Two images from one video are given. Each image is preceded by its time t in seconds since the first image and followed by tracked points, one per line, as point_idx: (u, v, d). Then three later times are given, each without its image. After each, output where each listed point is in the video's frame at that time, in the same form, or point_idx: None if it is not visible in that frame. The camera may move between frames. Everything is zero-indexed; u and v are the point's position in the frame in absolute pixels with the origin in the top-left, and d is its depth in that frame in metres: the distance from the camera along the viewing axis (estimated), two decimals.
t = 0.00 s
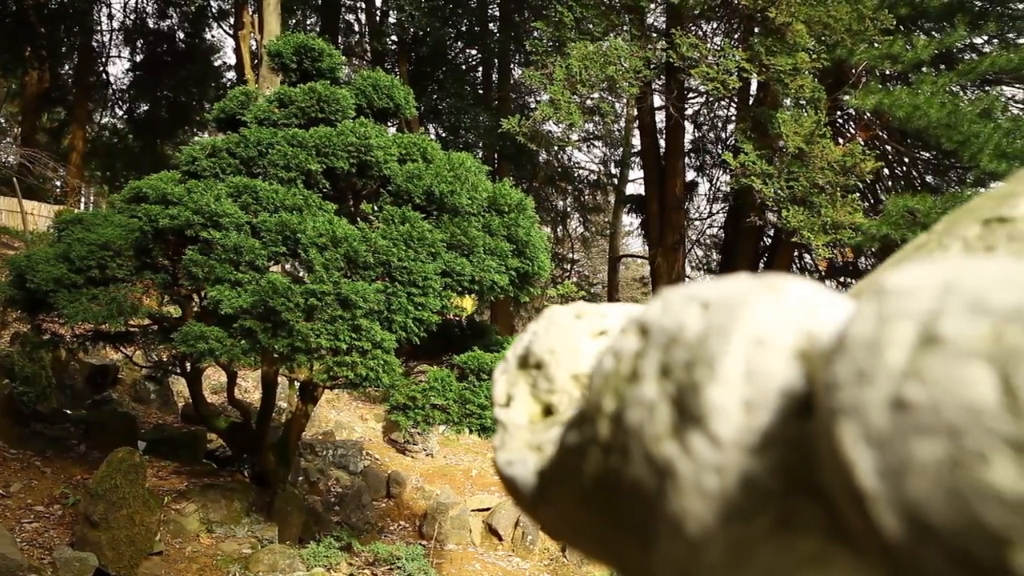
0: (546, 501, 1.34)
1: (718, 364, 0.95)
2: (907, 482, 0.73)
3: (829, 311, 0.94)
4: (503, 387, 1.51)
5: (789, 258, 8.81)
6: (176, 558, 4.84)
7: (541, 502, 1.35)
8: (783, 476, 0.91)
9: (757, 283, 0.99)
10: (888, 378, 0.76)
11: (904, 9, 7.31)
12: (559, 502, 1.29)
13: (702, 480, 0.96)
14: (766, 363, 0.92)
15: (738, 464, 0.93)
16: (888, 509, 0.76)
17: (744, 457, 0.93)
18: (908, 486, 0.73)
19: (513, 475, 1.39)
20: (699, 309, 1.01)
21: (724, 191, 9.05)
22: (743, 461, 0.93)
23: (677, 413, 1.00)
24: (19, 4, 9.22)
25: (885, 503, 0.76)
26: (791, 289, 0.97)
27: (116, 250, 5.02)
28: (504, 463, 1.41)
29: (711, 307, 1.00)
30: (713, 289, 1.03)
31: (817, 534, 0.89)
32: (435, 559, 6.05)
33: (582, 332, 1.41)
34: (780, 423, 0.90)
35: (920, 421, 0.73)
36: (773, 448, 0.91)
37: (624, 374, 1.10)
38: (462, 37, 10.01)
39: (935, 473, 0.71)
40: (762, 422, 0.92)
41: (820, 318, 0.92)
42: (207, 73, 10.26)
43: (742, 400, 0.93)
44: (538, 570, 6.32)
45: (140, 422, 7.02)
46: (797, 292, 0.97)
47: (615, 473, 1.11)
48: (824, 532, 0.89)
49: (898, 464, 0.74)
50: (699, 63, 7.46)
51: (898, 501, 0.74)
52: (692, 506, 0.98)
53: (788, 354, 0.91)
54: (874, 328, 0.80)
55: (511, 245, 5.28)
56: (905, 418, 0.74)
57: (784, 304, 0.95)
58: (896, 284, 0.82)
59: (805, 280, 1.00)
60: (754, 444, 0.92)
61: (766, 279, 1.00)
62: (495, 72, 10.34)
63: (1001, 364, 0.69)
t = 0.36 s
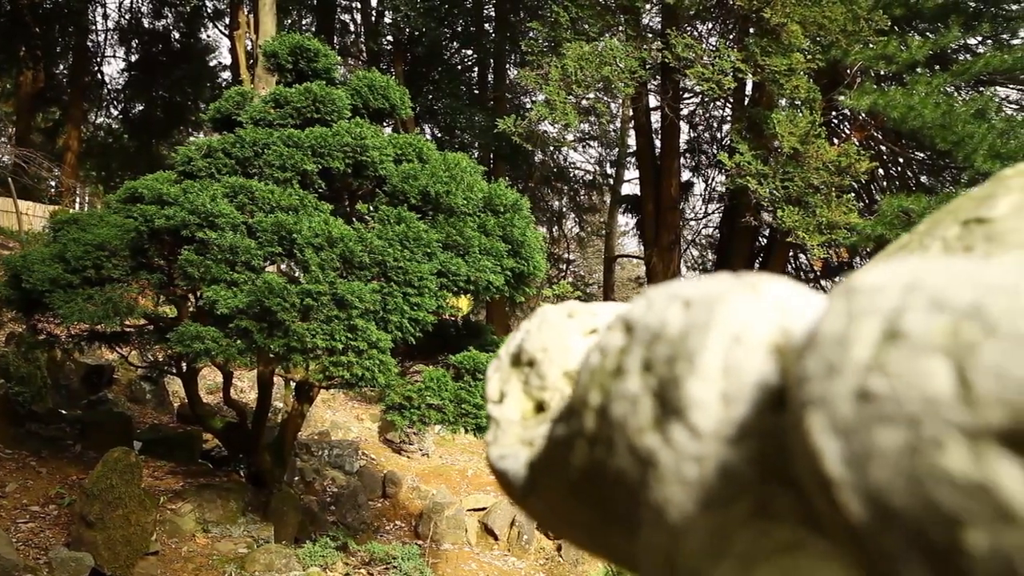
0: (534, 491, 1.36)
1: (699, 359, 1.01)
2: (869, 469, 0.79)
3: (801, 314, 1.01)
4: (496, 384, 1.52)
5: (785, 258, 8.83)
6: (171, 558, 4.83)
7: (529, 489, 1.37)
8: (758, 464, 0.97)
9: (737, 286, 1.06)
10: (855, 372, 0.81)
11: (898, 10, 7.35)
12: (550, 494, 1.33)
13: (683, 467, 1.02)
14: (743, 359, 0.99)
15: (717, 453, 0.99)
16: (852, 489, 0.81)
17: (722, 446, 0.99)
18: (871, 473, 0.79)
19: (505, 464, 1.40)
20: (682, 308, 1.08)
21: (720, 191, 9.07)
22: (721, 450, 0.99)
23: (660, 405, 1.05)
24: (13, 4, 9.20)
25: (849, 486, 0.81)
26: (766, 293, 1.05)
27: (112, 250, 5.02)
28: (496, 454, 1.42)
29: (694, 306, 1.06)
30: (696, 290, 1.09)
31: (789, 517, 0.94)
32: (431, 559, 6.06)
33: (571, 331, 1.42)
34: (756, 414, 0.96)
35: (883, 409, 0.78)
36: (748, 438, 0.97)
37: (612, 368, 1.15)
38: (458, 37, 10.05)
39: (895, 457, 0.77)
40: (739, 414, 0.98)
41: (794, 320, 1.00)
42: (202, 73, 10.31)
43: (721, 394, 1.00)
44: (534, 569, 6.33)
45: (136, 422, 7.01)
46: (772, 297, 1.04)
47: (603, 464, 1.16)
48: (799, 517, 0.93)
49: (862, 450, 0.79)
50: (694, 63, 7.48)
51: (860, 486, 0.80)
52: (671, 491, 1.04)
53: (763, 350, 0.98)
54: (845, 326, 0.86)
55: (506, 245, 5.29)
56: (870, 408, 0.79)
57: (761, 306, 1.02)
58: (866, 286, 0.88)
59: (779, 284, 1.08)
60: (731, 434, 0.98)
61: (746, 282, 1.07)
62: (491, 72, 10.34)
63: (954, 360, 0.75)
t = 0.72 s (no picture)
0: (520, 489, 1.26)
1: (675, 353, 0.93)
2: (831, 457, 0.75)
3: (779, 307, 0.93)
4: (487, 381, 1.42)
5: (778, 258, 8.88)
6: (166, 558, 4.84)
7: (515, 486, 1.26)
8: (737, 454, 0.89)
9: (713, 280, 0.98)
10: (817, 364, 0.77)
11: (891, 11, 7.38)
12: (533, 489, 1.21)
13: (659, 461, 0.94)
14: (717, 353, 0.90)
15: (693, 444, 0.92)
16: (815, 477, 0.77)
17: (699, 435, 0.91)
18: (833, 462, 0.74)
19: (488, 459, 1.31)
20: (660, 304, 0.99)
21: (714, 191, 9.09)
22: (698, 440, 0.91)
23: (637, 399, 0.96)
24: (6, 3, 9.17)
25: (812, 473, 0.77)
26: (743, 287, 0.96)
27: (106, 250, 5.01)
28: (485, 449, 1.33)
29: (670, 300, 0.98)
30: (672, 285, 1.01)
31: (761, 503, 0.90)
32: (425, 559, 6.07)
33: (562, 328, 1.35)
34: (732, 404, 0.89)
35: (841, 397, 0.74)
36: (722, 428, 0.90)
37: (590, 363, 1.06)
38: (452, 37, 10.01)
39: (854, 445, 0.73)
40: (713, 405, 0.90)
41: (769, 315, 0.91)
42: (196, 73, 10.29)
43: (696, 385, 0.91)
44: (528, 569, 6.34)
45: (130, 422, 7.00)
46: (749, 289, 0.95)
47: (584, 460, 1.06)
48: (771, 504, 0.89)
49: (823, 439, 0.75)
50: (688, 64, 7.50)
51: (822, 472, 0.75)
52: (647, 485, 0.96)
53: (738, 344, 0.90)
54: (808, 320, 0.80)
55: (501, 245, 5.31)
56: (830, 398, 0.75)
57: (740, 302, 0.93)
58: (830, 280, 0.82)
59: (756, 281, 0.99)
60: (706, 424, 0.91)
61: (721, 276, 0.99)
62: (485, 72, 10.33)
63: (911, 351, 0.70)
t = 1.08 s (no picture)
0: (513, 483, 1.21)
1: (655, 350, 0.91)
2: (793, 449, 0.76)
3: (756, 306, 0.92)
4: (481, 378, 1.35)
5: (773, 258, 8.92)
6: (162, 557, 4.84)
7: (508, 477, 1.21)
8: (717, 445, 0.89)
9: (692, 280, 0.96)
10: (787, 358, 0.77)
11: (886, 11, 7.40)
12: (525, 481, 1.17)
13: (640, 450, 0.92)
14: (698, 347, 0.89)
15: (674, 435, 0.90)
16: (783, 467, 0.78)
17: (679, 428, 0.90)
18: (797, 452, 0.75)
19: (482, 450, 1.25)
20: (643, 301, 0.97)
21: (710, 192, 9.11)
22: (679, 432, 0.90)
23: (621, 393, 0.94)
24: None
25: (778, 464, 0.78)
26: (724, 286, 0.94)
27: (102, 250, 5.00)
28: (477, 443, 1.26)
29: (654, 298, 0.96)
30: (654, 284, 0.99)
31: (740, 492, 0.90)
32: (421, 558, 6.08)
33: (554, 325, 1.28)
34: (712, 398, 0.88)
35: (808, 389, 0.74)
36: (701, 421, 0.89)
37: (576, 358, 1.04)
38: (448, 37, 9.96)
39: (820, 433, 0.73)
40: (692, 399, 0.89)
41: (748, 312, 0.91)
42: (192, 72, 10.34)
43: (677, 378, 0.90)
44: (524, 568, 6.36)
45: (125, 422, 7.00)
46: (730, 288, 0.94)
47: (571, 453, 1.02)
48: (749, 494, 0.89)
49: (792, 428, 0.75)
50: (684, 64, 7.51)
51: (791, 461, 0.76)
52: (627, 473, 0.94)
53: (717, 340, 0.88)
54: (780, 315, 0.80)
55: (496, 246, 5.33)
56: (799, 389, 0.75)
57: (720, 298, 0.92)
58: (801, 278, 0.83)
59: (735, 280, 0.98)
60: (685, 414, 0.89)
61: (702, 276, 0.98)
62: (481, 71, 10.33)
63: (873, 345, 0.71)
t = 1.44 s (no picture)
0: (502, 474, 1.17)
1: (636, 344, 0.90)
2: (760, 438, 0.75)
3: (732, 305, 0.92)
4: (471, 375, 1.30)
5: (766, 258, 8.99)
6: (155, 557, 4.84)
7: (496, 468, 1.17)
8: (692, 437, 0.88)
9: (670, 278, 0.97)
10: (756, 351, 0.76)
11: (878, 12, 7.43)
12: (512, 472, 1.13)
13: (620, 440, 0.91)
14: (677, 343, 0.89)
15: (652, 427, 0.89)
16: (752, 455, 0.76)
17: (657, 419, 0.89)
18: (764, 441, 0.75)
19: (472, 445, 1.21)
20: (624, 299, 0.97)
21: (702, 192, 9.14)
22: (656, 423, 0.89)
23: (603, 385, 0.93)
24: None
25: (746, 452, 0.76)
26: (699, 284, 0.95)
27: (95, 250, 4.99)
28: (467, 438, 1.22)
29: (634, 296, 0.96)
30: (636, 283, 0.99)
31: (716, 480, 0.88)
32: (414, 557, 6.09)
33: (543, 322, 1.24)
34: (689, 392, 0.87)
35: (773, 378, 0.74)
36: (679, 413, 0.88)
37: (560, 354, 1.03)
38: (442, 37, 9.94)
39: (786, 423, 0.73)
40: (671, 391, 0.88)
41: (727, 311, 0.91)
42: (185, 72, 10.32)
43: (656, 372, 0.89)
44: (518, 567, 6.38)
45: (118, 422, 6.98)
46: (705, 287, 0.94)
47: (555, 446, 1.01)
48: (725, 483, 0.88)
49: (759, 419, 0.75)
50: (677, 64, 7.54)
51: (758, 449, 0.75)
52: (608, 463, 0.92)
53: (693, 335, 0.88)
54: (750, 312, 0.79)
55: (489, 245, 5.34)
56: (766, 381, 0.74)
57: (698, 297, 0.92)
58: (771, 278, 0.82)
59: (713, 280, 0.98)
60: (663, 407, 0.89)
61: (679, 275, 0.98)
62: (474, 71, 10.32)
63: (836, 339, 0.71)
